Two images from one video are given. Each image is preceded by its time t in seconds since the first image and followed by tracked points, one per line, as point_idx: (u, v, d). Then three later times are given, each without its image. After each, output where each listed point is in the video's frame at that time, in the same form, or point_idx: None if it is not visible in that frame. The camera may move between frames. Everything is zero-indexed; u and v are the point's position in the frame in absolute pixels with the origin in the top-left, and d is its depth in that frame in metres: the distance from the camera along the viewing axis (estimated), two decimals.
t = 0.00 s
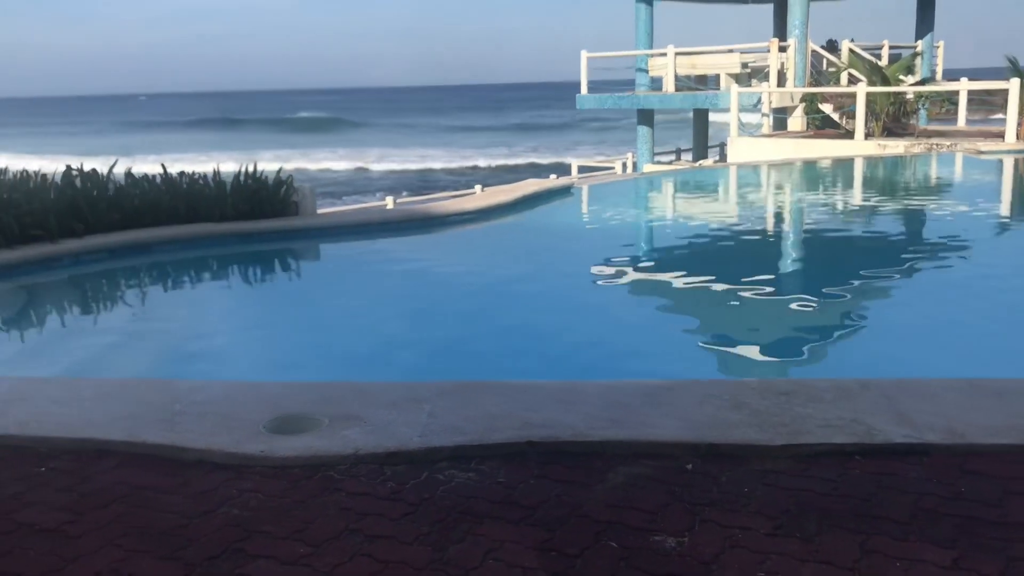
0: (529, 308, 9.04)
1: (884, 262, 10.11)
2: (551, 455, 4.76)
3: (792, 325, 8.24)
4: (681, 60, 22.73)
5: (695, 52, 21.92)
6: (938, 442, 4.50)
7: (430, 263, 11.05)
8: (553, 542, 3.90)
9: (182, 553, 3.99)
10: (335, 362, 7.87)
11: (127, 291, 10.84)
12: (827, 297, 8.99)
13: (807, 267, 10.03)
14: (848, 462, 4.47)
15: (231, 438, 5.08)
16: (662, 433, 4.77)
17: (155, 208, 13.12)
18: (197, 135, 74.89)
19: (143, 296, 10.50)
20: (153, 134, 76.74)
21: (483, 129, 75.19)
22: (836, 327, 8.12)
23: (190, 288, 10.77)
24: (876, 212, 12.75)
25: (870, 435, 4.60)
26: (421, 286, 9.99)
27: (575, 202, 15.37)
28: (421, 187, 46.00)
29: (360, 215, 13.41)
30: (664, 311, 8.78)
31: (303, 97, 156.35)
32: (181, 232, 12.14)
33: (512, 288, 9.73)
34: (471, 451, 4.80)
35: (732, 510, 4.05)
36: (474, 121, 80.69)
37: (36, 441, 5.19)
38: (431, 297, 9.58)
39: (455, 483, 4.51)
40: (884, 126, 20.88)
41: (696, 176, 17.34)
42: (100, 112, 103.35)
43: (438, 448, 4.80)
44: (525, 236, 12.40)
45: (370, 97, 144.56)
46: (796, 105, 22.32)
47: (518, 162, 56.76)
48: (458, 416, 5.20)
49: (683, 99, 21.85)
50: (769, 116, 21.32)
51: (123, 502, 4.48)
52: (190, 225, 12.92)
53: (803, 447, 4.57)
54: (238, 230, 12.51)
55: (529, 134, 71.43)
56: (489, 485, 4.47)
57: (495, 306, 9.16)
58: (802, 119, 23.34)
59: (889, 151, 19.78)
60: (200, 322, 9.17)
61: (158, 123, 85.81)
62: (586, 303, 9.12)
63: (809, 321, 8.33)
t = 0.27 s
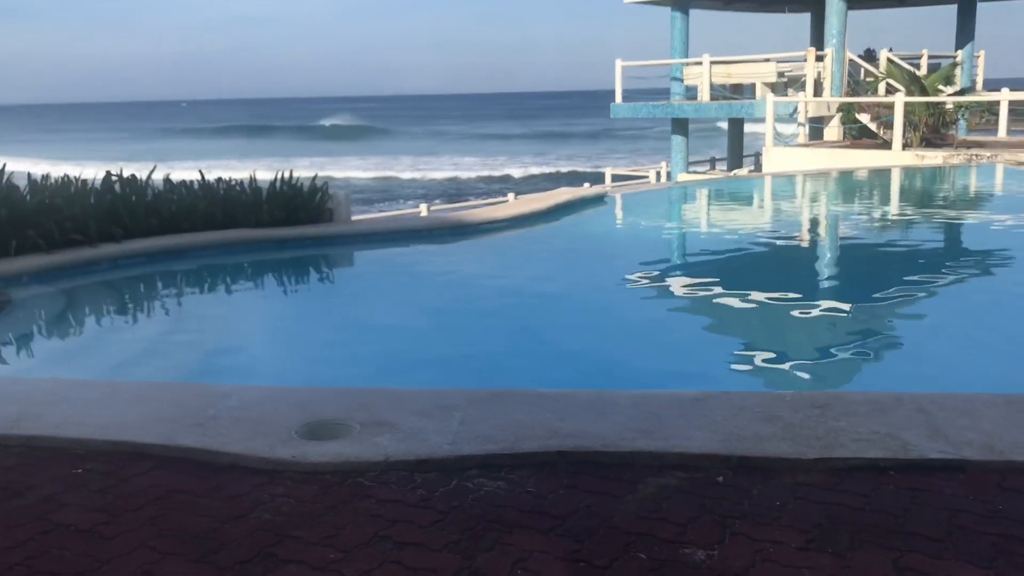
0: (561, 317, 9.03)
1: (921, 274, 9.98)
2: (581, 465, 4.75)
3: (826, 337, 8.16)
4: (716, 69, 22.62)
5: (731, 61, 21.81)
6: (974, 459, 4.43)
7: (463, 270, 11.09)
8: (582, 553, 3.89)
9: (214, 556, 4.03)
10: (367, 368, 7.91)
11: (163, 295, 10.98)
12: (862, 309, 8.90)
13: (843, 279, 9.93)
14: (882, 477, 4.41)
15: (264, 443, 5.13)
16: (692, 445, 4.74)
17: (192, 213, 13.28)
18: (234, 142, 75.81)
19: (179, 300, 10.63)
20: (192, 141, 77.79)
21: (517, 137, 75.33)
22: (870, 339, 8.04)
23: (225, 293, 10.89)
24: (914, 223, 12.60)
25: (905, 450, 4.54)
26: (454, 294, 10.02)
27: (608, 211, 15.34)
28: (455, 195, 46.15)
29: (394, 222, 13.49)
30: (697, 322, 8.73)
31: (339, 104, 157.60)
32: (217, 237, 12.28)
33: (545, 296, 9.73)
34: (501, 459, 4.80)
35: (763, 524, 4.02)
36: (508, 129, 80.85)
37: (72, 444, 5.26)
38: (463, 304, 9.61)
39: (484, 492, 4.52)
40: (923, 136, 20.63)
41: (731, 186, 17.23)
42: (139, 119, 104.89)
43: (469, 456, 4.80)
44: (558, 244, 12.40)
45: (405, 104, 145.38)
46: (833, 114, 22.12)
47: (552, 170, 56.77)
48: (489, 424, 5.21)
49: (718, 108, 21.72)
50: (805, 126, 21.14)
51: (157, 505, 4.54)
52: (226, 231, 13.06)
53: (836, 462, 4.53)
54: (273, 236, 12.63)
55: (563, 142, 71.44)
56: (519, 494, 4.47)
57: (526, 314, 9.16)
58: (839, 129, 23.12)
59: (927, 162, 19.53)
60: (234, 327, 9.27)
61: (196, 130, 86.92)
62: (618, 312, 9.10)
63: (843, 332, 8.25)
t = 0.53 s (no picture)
0: (600, 326, 9.02)
1: (967, 287, 9.82)
2: (618, 476, 4.74)
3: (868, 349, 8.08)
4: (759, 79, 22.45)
5: (775, 71, 21.65)
6: (1021, 478, 4.36)
7: (502, 278, 11.12)
8: (618, 564, 3.88)
9: (253, 559, 4.08)
10: (406, 374, 7.96)
11: (207, 299, 11.13)
12: (906, 321, 8.78)
13: (886, 291, 9.81)
14: (925, 494, 4.35)
15: (304, 447, 5.19)
16: (731, 458, 4.72)
17: (237, 218, 13.47)
18: (277, 149, 76.73)
19: (223, 304, 10.78)
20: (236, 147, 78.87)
21: (558, 146, 75.37)
22: (913, 352, 7.94)
23: (268, 298, 11.02)
24: (960, 236, 12.40)
25: (949, 468, 4.48)
26: (493, 301, 10.06)
27: (648, 221, 15.29)
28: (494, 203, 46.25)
29: (435, 229, 13.56)
30: (737, 333, 8.68)
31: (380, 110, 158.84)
32: (261, 242, 12.43)
33: (584, 305, 9.73)
34: (538, 468, 4.81)
35: (802, 539, 3.99)
36: (548, 138, 80.93)
37: (118, 444, 5.36)
38: (502, 312, 9.64)
39: (522, 501, 4.53)
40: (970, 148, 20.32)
41: (772, 196, 17.10)
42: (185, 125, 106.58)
43: (506, 464, 4.82)
44: (598, 253, 12.39)
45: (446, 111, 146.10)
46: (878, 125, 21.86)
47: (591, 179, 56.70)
48: (527, 433, 5.22)
49: (761, 119, 21.54)
50: (850, 136, 20.91)
51: (199, 506, 4.61)
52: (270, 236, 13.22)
53: (878, 478, 4.47)
54: (315, 241, 12.76)
55: (604, 151, 71.34)
56: (556, 503, 4.48)
57: (565, 323, 9.16)
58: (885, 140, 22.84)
59: (975, 174, 19.22)
60: (276, 331, 9.37)
61: (240, 136, 88.07)
62: (658, 322, 9.07)
63: (886, 345, 8.16)
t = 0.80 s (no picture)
0: (651, 335, 8.93)
1: None
2: (667, 490, 4.67)
3: (927, 363, 7.89)
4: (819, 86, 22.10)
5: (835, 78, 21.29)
6: None
7: (554, 285, 11.08)
8: None
9: (300, 564, 4.10)
10: (456, 380, 7.97)
11: (262, 301, 11.28)
12: (967, 335, 8.56)
13: (947, 304, 9.57)
14: (986, 518, 4.22)
15: (352, 452, 5.21)
16: (784, 474, 4.62)
17: (293, 222, 13.63)
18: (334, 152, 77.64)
19: (277, 306, 10.90)
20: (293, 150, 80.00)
21: (612, 151, 75.11)
22: (973, 367, 7.74)
23: (321, 301, 11.12)
24: None
25: (1012, 491, 4.33)
26: (545, 307, 10.03)
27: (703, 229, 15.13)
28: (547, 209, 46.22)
29: (487, 235, 13.57)
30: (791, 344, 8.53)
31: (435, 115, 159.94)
32: (315, 245, 12.56)
33: (636, 313, 9.65)
34: (586, 480, 4.77)
35: (856, 560, 3.88)
36: (603, 143, 80.69)
37: (171, 444, 5.44)
38: (553, 318, 9.61)
39: (569, 512, 4.48)
40: None
41: (830, 206, 16.81)
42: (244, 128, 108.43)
43: (554, 475, 4.78)
44: (651, 261, 12.28)
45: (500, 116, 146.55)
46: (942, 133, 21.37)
47: (645, 185, 56.38)
48: (575, 443, 5.17)
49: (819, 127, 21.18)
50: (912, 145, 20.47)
51: (248, 508, 4.65)
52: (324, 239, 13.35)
53: (937, 499, 4.35)
54: (368, 246, 12.85)
55: (658, 157, 70.91)
56: (603, 516, 4.43)
57: (617, 331, 9.09)
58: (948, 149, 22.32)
59: None
60: (329, 334, 9.45)
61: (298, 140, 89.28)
62: (711, 332, 8.95)
63: (945, 359, 7.97)
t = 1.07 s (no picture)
0: (702, 342, 8.85)
1: None
2: (717, 500, 4.62)
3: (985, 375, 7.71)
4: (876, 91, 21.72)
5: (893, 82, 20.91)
6: None
7: (604, 290, 11.03)
8: None
9: (347, 565, 4.12)
10: (504, 383, 7.97)
11: (314, 302, 11.41)
12: None
13: (1008, 314, 9.34)
14: None
15: (401, 454, 5.23)
16: (837, 486, 4.54)
17: (345, 224, 13.77)
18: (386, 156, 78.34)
19: (328, 308, 11.02)
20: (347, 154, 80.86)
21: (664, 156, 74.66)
22: None
23: (371, 303, 11.22)
24: None
25: None
26: (595, 312, 10.00)
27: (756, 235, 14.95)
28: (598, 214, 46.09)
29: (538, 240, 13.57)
30: (845, 354, 8.38)
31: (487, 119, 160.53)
32: (366, 248, 12.67)
33: (687, 320, 9.56)
34: (634, 488, 4.73)
35: None
36: (654, 148, 80.24)
37: (223, 443, 5.51)
38: (603, 323, 9.58)
39: (616, 521, 4.45)
40: None
41: (887, 213, 16.50)
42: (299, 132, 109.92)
43: (601, 482, 4.75)
44: (703, 267, 12.17)
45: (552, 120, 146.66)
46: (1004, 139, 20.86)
47: (698, 190, 55.92)
48: (624, 451, 5.14)
49: (876, 133, 20.82)
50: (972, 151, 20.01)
51: (297, 508, 4.69)
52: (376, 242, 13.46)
53: (997, 516, 4.23)
54: (419, 249, 12.93)
55: (711, 162, 70.32)
56: (652, 525, 4.38)
57: (667, 337, 9.03)
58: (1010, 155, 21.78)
59: None
60: (379, 336, 9.52)
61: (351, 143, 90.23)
62: (763, 340, 8.84)
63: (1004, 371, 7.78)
